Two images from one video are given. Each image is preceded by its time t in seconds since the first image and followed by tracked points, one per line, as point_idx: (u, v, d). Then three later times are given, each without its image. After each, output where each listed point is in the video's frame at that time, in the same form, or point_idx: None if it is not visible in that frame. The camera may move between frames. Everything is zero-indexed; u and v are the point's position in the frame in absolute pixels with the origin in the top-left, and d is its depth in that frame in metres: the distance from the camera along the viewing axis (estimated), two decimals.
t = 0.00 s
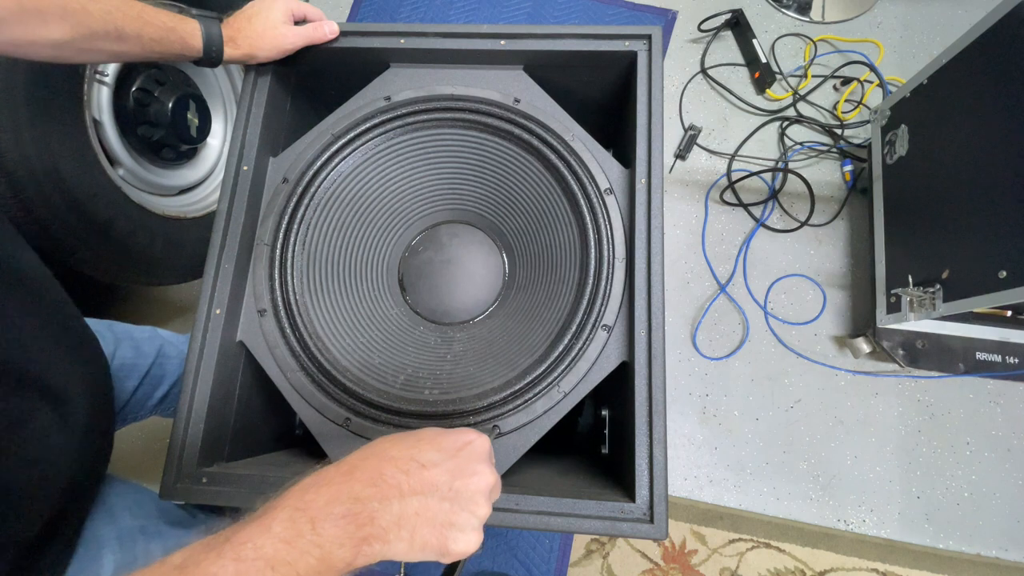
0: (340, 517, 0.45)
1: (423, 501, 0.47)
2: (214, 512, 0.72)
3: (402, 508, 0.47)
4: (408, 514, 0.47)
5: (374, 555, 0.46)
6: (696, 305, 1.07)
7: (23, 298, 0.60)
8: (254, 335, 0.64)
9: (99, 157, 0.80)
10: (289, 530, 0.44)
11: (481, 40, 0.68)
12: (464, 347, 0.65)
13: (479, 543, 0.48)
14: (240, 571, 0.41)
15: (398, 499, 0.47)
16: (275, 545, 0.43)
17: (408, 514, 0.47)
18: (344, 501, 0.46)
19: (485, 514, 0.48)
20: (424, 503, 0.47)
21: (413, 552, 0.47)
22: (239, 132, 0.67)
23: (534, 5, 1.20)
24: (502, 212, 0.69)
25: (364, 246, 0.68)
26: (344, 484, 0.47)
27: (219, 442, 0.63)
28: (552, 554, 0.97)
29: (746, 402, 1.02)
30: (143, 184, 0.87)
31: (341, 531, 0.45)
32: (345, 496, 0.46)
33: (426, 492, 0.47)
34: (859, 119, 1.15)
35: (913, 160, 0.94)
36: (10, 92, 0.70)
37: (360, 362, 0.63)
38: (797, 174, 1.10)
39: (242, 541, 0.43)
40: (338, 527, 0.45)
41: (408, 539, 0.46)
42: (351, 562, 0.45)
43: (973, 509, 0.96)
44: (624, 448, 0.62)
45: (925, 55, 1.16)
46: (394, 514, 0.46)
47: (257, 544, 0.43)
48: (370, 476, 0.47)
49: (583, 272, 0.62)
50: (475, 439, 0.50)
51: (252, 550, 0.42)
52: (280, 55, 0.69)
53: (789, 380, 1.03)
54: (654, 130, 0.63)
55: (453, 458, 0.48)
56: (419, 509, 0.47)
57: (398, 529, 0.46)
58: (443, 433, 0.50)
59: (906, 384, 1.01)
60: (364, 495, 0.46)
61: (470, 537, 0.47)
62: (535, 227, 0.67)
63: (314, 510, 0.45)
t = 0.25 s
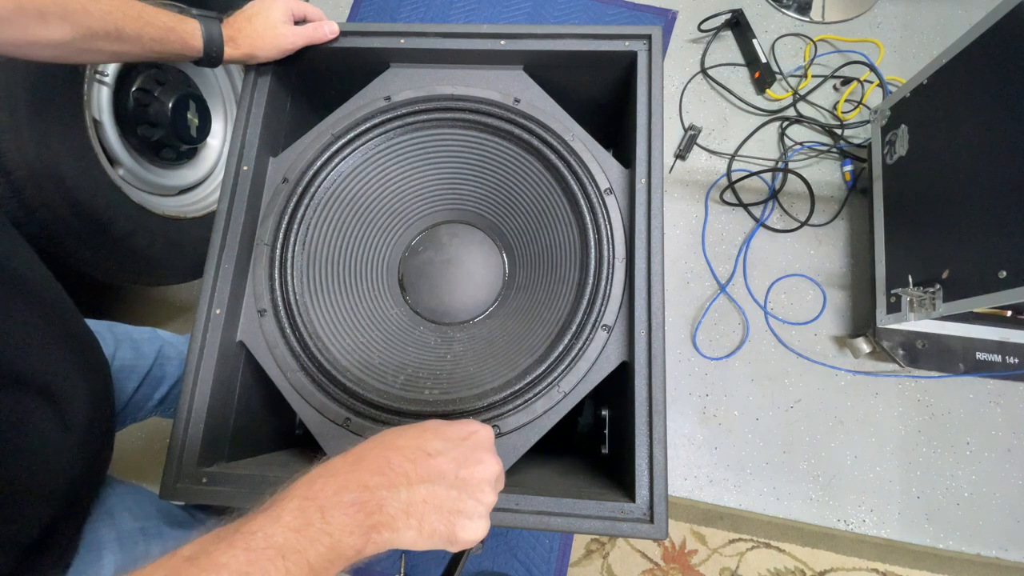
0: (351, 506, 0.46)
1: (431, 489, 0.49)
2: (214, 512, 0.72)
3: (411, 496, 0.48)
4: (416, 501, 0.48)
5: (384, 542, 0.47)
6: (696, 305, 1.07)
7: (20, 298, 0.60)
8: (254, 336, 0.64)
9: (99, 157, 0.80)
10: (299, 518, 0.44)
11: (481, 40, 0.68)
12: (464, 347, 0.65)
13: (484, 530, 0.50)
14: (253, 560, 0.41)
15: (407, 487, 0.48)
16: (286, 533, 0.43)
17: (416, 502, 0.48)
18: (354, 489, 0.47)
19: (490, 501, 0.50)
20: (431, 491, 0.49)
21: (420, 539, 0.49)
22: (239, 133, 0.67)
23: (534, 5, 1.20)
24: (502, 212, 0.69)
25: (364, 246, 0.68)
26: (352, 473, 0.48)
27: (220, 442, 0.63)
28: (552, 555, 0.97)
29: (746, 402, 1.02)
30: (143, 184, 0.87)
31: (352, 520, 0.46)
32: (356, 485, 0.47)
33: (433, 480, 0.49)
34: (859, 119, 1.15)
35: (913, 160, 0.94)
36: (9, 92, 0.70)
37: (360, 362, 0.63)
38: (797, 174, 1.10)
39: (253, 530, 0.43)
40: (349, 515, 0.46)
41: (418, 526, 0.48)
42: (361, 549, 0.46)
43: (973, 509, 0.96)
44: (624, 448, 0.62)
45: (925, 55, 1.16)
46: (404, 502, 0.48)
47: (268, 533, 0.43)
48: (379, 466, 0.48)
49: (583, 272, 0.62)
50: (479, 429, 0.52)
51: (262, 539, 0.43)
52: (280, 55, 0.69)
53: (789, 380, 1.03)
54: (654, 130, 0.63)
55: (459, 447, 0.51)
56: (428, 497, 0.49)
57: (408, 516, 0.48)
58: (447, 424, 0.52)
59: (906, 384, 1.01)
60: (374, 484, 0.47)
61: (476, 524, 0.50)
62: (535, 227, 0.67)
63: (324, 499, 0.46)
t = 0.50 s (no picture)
0: (356, 503, 0.46)
1: (435, 487, 0.49)
2: (214, 512, 0.72)
3: (415, 494, 0.48)
4: (420, 499, 0.48)
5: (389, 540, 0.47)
6: (696, 305, 1.07)
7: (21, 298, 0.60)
8: (254, 336, 0.64)
9: (99, 157, 0.80)
10: (304, 516, 0.44)
11: (481, 40, 0.68)
12: (464, 347, 0.65)
13: (489, 528, 0.50)
14: (258, 558, 0.41)
15: (411, 485, 0.48)
16: (292, 531, 0.43)
17: (421, 500, 0.48)
18: (358, 487, 0.47)
19: (494, 499, 0.50)
20: (435, 489, 0.49)
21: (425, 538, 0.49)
22: (239, 132, 0.67)
23: (534, 5, 1.20)
24: (502, 212, 0.69)
25: (364, 246, 0.68)
26: (356, 470, 0.47)
27: (220, 442, 0.63)
28: (552, 555, 0.97)
29: (746, 402, 1.02)
30: (143, 184, 0.88)
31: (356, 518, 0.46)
32: (361, 483, 0.47)
33: (436, 478, 0.49)
34: (859, 119, 1.15)
35: (913, 160, 0.94)
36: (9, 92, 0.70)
37: (361, 362, 0.63)
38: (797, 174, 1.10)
39: (259, 527, 0.43)
40: (354, 513, 0.46)
41: (422, 525, 0.48)
42: (366, 547, 0.46)
43: (973, 509, 0.96)
44: (624, 448, 0.62)
45: (925, 55, 1.16)
46: (408, 500, 0.48)
47: (274, 531, 0.43)
48: (383, 463, 0.48)
49: (583, 272, 0.62)
50: (483, 428, 0.52)
51: (268, 537, 0.43)
52: (281, 55, 0.69)
53: (789, 380, 1.03)
54: (654, 130, 0.63)
55: (463, 446, 0.51)
56: (431, 495, 0.49)
57: (413, 514, 0.48)
58: (449, 422, 0.52)
59: (906, 384, 1.01)
60: (379, 482, 0.47)
61: (480, 522, 0.49)
62: (535, 227, 0.67)
63: (328, 497, 0.46)
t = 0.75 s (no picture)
0: (371, 490, 0.46)
1: (451, 470, 0.49)
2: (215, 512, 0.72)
3: (430, 479, 0.48)
4: (437, 484, 0.48)
5: (408, 527, 0.46)
6: (696, 305, 1.07)
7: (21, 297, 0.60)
8: (254, 335, 0.64)
9: (99, 157, 0.80)
10: (318, 505, 0.43)
11: (481, 40, 0.68)
12: (464, 347, 0.65)
13: (507, 511, 0.49)
14: (275, 547, 0.40)
15: (426, 471, 0.48)
16: (308, 519, 0.42)
17: (437, 485, 0.48)
18: (372, 474, 0.46)
19: (510, 481, 0.50)
20: (450, 474, 0.49)
21: (444, 525, 0.48)
22: (238, 132, 0.67)
23: (534, 5, 1.20)
24: (502, 212, 0.69)
25: (364, 246, 0.68)
26: (369, 459, 0.47)
27: (220, 442, 0.63)
28: (552, 555, 0.97)
29: (746, 402, 1.02)
30: (143, 184, 0.88)
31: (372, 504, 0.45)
32: (375, 469, 0.47)
33: (451, 463, 0.49)
34: (859, 119, 1.15)
35: (913, 160, 0.94)
36: (9, 92, 0.70)
37: (361, 362, 0.63)
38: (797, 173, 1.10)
39: (274, 519, 0.42)
40: (371, 499, 0.45)
41: (440, 509, 0.47)
42: (385, 534, 0.45)
43: (973, 509, 0.96)
44: (624, 448, 0.62)
45: (925, 55, 1.16)
46: (425, 485, 0.48)
47: (289, 521, 0.42)
48: (396, 452, 0.48)
49: (583, 272, 0.62)
50: (487, 416, 0.53)
51: (284, 527, 0.42)
52: (281, 55, 0.69)
53: (789, 380, 1.03)
54: (654, 130, 0.63)
55: (473, 432, 0.52)
56: (448, 479, 0.49)
57: (430, 498, 0.47)
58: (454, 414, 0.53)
59: (906, 384, 1.01)
60: (393, 467, 0.47)
61: (499, 504, 0.49)
62: (535, 228, 0.67)
63: (344, 485, 0.45)
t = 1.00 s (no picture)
0: (365, 475, 0.46)
1: (441, 442, 0.50)
2: (215, 512, 0.72)
3: (423, 455, 0.49)
4: (430, 457, 0.49)
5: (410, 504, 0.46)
6: (696, 305, 1.07)
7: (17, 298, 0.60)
8: (254, 335, 0.64)
9: (99, 158, 0.80)
10: (314, 493, 0.44)
11: (481, 40, 0.68)
12: (464, 347, 0.65)
13: (503, 467, 0.51)
14: (274, 537, 0.40)
15: (416, 449, 0.49)
16: (305, 509, 0.43)
17: (430, 458, 0.49)
18: (363, 461, 0.47)
19: (501, 440, 0.52)
20: (441, 446, 0.50)
21: (445, 494, 0.48)
22: (238, 132, 0.67)
23: (534, 5, 1.20)
24: (502, 212, 0.69)
25: (364, 246, 0.68)
26: (357, 450, 0.48)
27: (220, 442, 0.63)
28: (552, 555, 0.97)
29: (746, 402, 1.02)
30: (143, 184, 0.88)
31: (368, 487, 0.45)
32: (365, 457, 0.47)
33: (439, 437, 0.50)
34: (859, 119, 1.15)
35: (913, 160, 0.94)
36: (10, 92, 0.70)
37: (361, 362, 0.63)
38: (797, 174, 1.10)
39: (272, 513, 0.42)
40: (365, 483, 0.45)
41: (438, 479, 0.48)
42: (386, 514, 0.45)
43: (973, 509, 0.96)
44: (624, 448, 0.62)
45: (925, 55, 1.16)
46: (418, 462, 0.48)
47: (287, 513, 0.42)
48: (384, 437, 0.49)
49: (583, 272, 0.62)
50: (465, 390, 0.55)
51: (282, 518, 0.42)
52: (281, 55, 0.69)
53: (789, 380, 1.03)
54: (654, 130, 0.63)
55: (453, 405, 0.53)
56: (440, 450, 0.49)
57: (426, 472, 0.48)
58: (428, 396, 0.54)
59: (906, 384, 1.01)
60: (382, 451, 0.48)
61: (494, 463, 0.50)
62: (535, 228, 0.67)
63: (337, 473, 0.45)
